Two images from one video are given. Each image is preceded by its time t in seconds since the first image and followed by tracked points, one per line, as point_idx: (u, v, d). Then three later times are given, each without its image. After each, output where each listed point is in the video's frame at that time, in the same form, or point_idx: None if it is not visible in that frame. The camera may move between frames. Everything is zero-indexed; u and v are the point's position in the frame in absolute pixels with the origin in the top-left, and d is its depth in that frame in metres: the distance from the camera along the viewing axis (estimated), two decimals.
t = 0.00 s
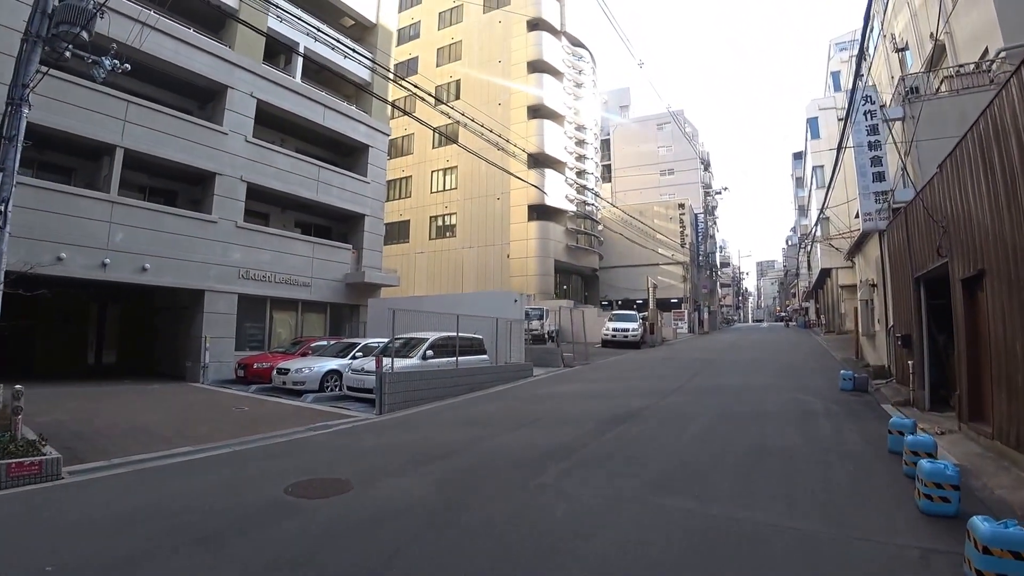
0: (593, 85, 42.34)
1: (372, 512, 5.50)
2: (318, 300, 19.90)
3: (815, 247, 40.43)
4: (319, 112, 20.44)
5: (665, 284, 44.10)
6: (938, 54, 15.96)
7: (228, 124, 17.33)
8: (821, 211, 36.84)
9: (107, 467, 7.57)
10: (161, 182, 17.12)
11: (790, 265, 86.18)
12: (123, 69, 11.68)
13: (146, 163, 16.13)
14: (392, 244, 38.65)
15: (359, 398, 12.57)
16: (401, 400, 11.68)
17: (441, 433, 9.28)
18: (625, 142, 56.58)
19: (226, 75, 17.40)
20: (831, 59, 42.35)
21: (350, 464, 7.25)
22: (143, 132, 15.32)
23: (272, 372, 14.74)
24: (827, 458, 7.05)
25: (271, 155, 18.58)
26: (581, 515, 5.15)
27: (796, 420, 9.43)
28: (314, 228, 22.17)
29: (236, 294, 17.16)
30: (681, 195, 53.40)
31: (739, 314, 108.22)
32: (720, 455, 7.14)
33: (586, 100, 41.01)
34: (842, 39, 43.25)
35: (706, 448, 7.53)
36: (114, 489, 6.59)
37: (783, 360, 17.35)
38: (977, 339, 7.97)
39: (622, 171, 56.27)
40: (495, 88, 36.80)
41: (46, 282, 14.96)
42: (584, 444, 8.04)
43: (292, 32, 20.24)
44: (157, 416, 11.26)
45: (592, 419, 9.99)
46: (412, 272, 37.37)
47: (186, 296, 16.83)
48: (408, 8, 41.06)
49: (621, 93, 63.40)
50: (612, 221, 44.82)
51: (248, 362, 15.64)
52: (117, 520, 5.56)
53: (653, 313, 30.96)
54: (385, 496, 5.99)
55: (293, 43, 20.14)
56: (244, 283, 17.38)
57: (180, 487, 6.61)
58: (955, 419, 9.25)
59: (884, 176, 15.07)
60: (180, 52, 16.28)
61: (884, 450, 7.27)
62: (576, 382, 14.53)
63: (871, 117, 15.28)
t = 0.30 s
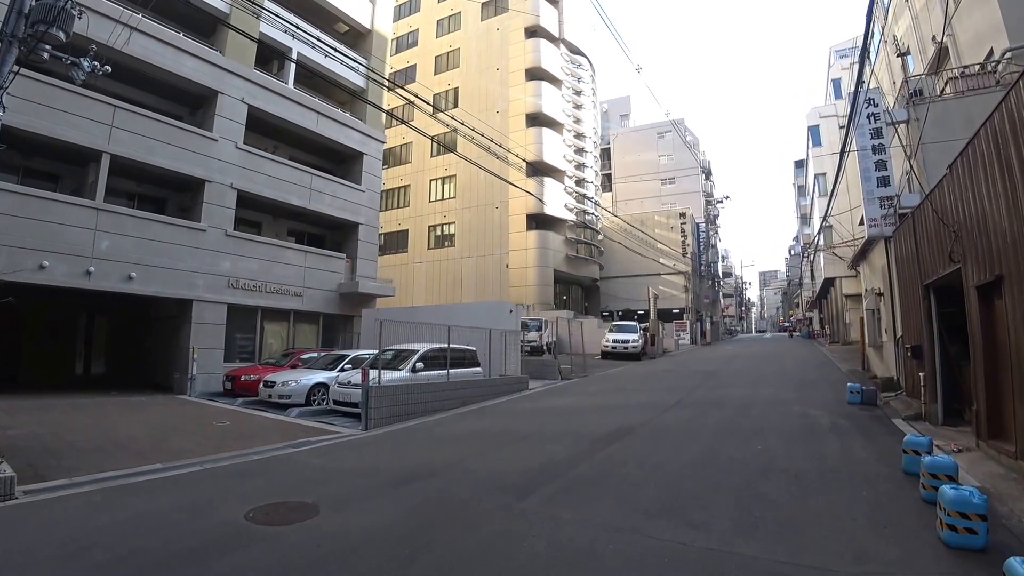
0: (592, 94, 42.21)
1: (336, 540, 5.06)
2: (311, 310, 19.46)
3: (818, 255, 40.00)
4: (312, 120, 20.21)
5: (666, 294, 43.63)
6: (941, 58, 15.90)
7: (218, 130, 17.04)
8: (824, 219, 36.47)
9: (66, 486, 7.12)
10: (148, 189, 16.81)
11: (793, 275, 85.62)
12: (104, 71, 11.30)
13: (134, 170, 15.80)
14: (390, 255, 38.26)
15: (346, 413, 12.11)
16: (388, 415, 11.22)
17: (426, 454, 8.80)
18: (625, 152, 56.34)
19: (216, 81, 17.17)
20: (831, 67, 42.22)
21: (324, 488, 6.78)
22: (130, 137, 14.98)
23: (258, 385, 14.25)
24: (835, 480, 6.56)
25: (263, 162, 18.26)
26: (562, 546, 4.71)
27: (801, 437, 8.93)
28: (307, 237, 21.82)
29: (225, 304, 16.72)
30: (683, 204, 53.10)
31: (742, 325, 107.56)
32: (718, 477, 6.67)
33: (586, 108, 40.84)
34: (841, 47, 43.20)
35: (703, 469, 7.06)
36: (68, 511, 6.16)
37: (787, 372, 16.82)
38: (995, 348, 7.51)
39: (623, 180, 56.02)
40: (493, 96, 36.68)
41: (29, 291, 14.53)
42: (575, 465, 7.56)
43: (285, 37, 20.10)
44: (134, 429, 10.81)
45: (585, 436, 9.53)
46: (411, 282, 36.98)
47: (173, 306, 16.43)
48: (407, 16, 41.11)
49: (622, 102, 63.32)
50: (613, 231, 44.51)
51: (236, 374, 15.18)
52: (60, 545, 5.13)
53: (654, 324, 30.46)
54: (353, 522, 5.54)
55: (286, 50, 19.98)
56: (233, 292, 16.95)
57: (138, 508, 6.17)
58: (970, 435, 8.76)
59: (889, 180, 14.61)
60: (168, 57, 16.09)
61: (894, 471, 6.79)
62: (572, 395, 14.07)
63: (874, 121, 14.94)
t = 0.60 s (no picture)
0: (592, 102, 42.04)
1: None
2: (300, 320, 18.97)
3: (820, 264, 39.48)
4: (304, 126, 19.87)
5: (667, 303, 43.06)
6: (941, 61, 15.38)
7: (204, 135, 16.70)
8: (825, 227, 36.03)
9: (11, 509, 6.59)
10: (135, 196, 16.48)
11: (795, 284, 84.97)
12: (76, 69, 11.01)
13: (117, 174, 15.43)
14: (387, 264, 37.83)
15: (329, 429, 11.58)
16: (372, 432, 10.68)
17: (407, 477, 8.27)
18: (625, 161, 56.04)
19: (204, 84, 16.85)
20: (831, 75, 41.99)
21: (288, 517, 6.26)
22: (112, 141, 14.63)
23: (240, 398, 13.74)
24: (844, 508, 6.02)
25: (251, 168, 17.90)
26: None
27: (805, 457, 8.39)
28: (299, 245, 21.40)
29: (211, 313, 16.28)
30: (683, 213, 52.70)
31: (745, 334, 106.85)
32: (714, 504, 6.15)
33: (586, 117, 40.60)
34: (841, 54, 42.96)
35: (699, 494, 6.53)
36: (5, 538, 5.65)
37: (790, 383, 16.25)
38: (1013, 357, 6.99)
39: (623, 188, 55.68)
40: (491, 104, 36.40)
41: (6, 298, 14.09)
42: (561, 489, 7.04)
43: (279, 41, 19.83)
44: (103, 445, 10.30)
45: (576, 456, 9.00)
46: (408, 292, 36.51)
47: (156, 315, 15.98)
48: (406, 23, 41.04)
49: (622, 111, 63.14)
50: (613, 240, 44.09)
51: (218, 387, 14.65)
52: None
53: (654, 334, 29.89)
54: (312, 554, 5.05)
55: (276, 54, 19.73)
56: (219, 302, 16.49)
57: (83, 537, 5.67)
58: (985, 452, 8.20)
59: (893, 186, 14.17)
60: (156, 58, 15.78)
61: (904, 497, 6.27)
62: (566, 410, 13.53)
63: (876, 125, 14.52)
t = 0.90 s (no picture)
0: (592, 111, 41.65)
1: None
2: (288, 330, 18.47)
3: (823, 273, 38.85)
4: (296, 131, 19.48)
5: (668, 313, 42.41)
6: (941, 67, 14.94)
7: (190, 138, 16.35)
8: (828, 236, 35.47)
9: None
10: (117, 200, 16.05)
11: (798, 293, 84.29)
12: (47, 66, 10.62)
13: (98, 178, 15.01)
14: (383, 273, 37.32)
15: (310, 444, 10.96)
16: (353, 448, 9.97)
17: (382, 500, 7.62)
18: (627, 170, 55.66)
19: (191, 86, 16.52)
20: (833, 83, 41.60)
21: (239, 547, 5.61)
22: (92, 144, 14.25)
23: (220, 411, 13.14)
24: (855, 533, 5.43)
25: (238, 173, 17.52)
26: None
27: (814, 475, 7.72)
28: (289, 253, 20.92)
29: (194, 323, 15.83)
30: (685, 222, 52.20)
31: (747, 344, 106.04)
32: (713, 532, 5.53)
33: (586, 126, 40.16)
34: (842, 63, 42.60)
35: (696, 520, 5.92)
36: None
37: (794, 395, 15.56)
38: None
39: (624, 197, 55.28)
40: (491, 113, 36.13)
41: None
42: (546, 514, 6.45)
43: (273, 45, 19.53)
44: (67, 460, 9.70)
45: (567, 476, 8.38)
46: (406, 301, 35.95)
47: (137, 323, 15.49)
48: (407, 31, 40.89)
49: (625, 120, 62.85)
50: (613, 249, 43.60)
51: (198, 400, 14.07)
52: None
53: (655, 345, 29.22)
54: None
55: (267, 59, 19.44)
56: (202, 310, 16.04)
57: (2, 567, 5.05)
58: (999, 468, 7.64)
59: (897, 190, 13.49)
60: (141, 60, 15.44)
61: (924, 522, 5.71)
62: (562, 423, 12.89)
63: (879, 127, 13.83)
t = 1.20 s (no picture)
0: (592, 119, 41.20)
1: None
2: (275, 340, 18.04)
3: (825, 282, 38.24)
4: (287, 135, 19.12)
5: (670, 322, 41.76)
6: (941, 72, 14.33)
7: (176, 141, 15.98)
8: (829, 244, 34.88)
9: None
10: (100, 204, 15.86)
11: (800, 301, 83.64)
12: (19, 62, 10.10)
13: (79, 181, 14.65)
14: (381, 282, 36.78)
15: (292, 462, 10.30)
16: (334, 465, 9.29)
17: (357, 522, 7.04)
18: (628, 178, 55.21)
19: (178, 89, 16.16)
20: (832, 91, 41.18)
21: None
22: (71, 146, 13.86)
23: (198, 425, 12.53)
24: (871, 560, 4.91)
25: (225, 178, 17.21)
26: None
27: (825, 490, 7.15)
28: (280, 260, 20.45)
29: (175, 332, 15.47)
30: (686, 231, 51.72)
31: (750, 352, 105.20)
32: (714, 561, 4.99)
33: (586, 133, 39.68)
34: (842, 71, 42.23)
35: (696, 546, 5.39)
36: None
37: (799, 406, 14.89)
38: None
39: (625, 206, 54.86)
40: (490, 119, 35.75)
41: None
42: (534, 540, 5.89)
43: (263, 47, 19.16)
44: (29, 477, 9.16)
45: (559, 496, 7.84)
46: (403, 311, 35.41)
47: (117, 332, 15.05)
48: (406, 37, 40.70)
49: (626, 127, 62.52)
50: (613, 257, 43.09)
51: (176, 413, 13.50)
52: None
53: (656, 355, 28.57)
54: None
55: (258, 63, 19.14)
56: (184, 319, 15.70)
57: None
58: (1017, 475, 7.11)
59: (900, 195, 12.50)
60: (127, 62, 15.03)
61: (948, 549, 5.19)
62: (557, 437, 12.30)
63: (880, 131, 12.90)
